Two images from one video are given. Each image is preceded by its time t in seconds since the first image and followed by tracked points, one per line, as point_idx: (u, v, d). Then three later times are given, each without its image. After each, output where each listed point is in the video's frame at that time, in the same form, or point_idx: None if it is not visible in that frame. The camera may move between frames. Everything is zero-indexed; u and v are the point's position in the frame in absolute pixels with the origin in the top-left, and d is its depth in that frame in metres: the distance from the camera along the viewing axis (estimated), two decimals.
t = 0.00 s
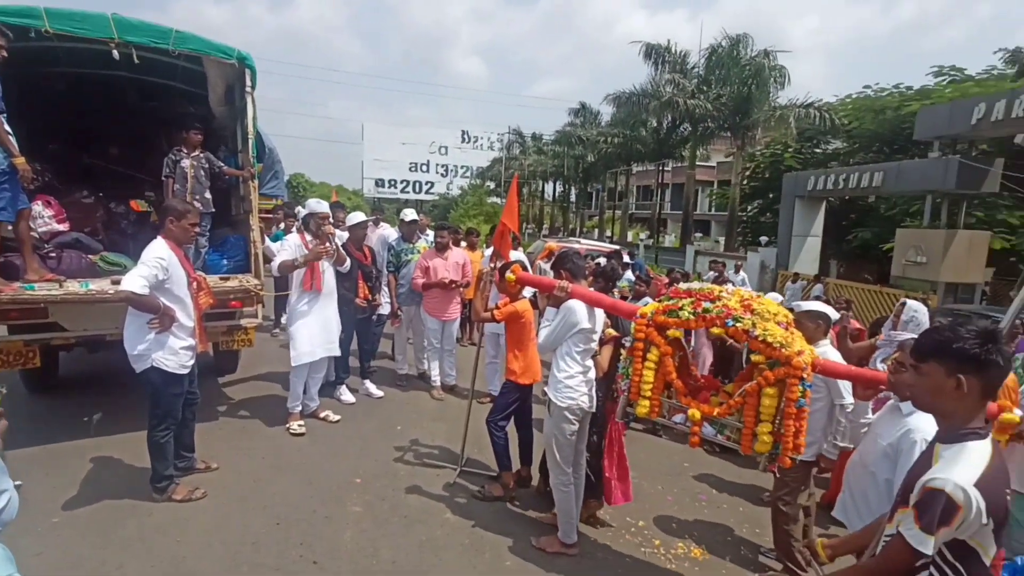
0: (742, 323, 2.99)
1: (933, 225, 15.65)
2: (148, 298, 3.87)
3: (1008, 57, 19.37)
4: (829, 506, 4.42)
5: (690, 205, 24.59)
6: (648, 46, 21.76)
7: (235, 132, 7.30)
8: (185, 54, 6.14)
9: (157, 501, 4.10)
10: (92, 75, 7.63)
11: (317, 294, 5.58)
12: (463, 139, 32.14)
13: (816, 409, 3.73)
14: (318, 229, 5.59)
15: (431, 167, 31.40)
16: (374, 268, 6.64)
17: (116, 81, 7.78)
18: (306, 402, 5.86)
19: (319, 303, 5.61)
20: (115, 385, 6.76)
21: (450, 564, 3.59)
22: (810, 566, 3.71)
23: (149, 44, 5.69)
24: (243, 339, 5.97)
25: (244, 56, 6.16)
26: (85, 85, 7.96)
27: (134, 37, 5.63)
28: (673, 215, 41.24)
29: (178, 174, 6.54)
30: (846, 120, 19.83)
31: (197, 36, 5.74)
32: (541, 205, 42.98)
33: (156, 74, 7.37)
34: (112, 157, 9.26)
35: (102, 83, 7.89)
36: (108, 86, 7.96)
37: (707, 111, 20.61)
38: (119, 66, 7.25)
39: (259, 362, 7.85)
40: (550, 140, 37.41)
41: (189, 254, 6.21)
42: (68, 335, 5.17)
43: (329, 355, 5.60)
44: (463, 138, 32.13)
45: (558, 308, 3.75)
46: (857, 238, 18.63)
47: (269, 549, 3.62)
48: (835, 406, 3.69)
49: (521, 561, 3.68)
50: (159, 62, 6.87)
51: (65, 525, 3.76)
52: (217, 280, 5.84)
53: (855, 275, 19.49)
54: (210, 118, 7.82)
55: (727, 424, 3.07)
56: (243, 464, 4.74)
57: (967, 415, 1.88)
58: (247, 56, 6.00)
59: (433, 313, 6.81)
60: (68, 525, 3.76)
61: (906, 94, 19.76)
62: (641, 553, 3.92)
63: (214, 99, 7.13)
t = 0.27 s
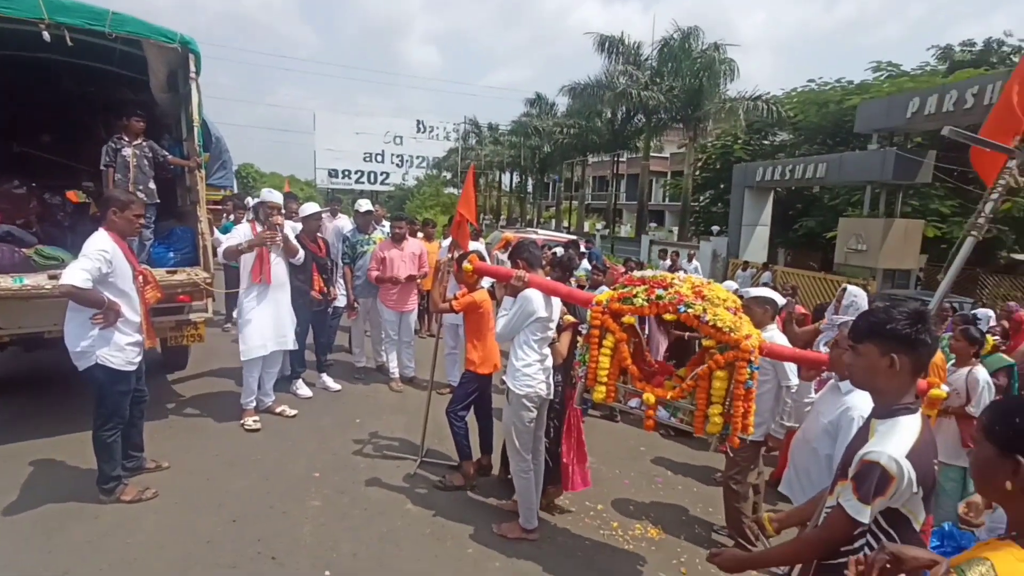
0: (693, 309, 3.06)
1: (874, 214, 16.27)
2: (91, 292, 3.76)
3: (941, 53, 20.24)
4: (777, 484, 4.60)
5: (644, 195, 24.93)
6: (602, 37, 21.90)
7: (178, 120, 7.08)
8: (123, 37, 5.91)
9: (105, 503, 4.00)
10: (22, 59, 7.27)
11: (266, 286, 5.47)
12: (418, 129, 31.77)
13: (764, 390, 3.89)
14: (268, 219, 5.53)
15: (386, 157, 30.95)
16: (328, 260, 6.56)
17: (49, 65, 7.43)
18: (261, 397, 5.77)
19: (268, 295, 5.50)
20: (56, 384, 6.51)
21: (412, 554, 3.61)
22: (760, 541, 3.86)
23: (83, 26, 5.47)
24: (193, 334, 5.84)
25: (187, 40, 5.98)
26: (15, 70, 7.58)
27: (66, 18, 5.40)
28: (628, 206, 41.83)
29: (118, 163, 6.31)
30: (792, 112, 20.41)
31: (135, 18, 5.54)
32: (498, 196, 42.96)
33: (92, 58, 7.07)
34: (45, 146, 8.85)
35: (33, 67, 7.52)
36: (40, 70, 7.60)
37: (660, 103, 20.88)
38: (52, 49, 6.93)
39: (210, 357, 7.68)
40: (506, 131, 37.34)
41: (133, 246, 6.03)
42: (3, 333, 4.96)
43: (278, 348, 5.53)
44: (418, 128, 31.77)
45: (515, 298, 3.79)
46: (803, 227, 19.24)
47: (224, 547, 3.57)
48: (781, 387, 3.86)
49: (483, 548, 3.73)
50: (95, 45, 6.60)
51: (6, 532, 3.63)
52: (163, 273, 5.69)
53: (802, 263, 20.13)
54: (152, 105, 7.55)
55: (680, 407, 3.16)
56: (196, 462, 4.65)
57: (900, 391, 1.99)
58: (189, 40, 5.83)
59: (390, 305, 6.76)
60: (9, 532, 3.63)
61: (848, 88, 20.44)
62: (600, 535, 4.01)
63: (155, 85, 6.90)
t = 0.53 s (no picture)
0: (661, 299, 3.12)
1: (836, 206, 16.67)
2: (49, 288, 3.67)
3: (899, 49, 20.79)
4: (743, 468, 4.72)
5: (614, 187, 25.11)
6: (571, 29, 21.95)
7: (137, 110, 6.91)
8: (77, 24, 5.74)
9: (67, 505, 3.91)
10: None
11: (228, 280, 5.39)
12: (387, 120, 31.45)
13: (730, 377, 4.00)
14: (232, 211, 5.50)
15: (354, 149, 30.58)
16: (297, 253, 6.49)
17: None
18: (229, 394, 5.70)
19: (231, 288, 5.41)
20: (13, 383, 6.33)
21: (386, 547, 3.62)
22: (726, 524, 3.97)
23: (34, 12, 5.30)
24: (157, 330, 5.67)
25: (145, 27, 5.84)
26: None
27: (16, 4, 5.23)
28: (598, 198, 42.12)
29: (75, 154, 6.14)
30: (757, 106, 20.75)
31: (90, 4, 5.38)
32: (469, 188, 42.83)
33: (45, 44, 6.85)
34: None
35: None
36: None
37: (629, 96, 21.01)
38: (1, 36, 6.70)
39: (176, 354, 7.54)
40: (476, 123, 37.21)
41: (93, 240, 5.89)
42: None
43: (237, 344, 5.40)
44: (387, 120, 31.44)
45: (486, 290, 3.81)
46: (768, 218, 19.61)
47: (193, 546, 3.53)
48: (746, 373, 3.98)
49: (457, 539, 3.75)
50: (48, 31, 6.40)
51: None
52: (124, 268, 5.57)
53: (767, 254, 20.52)
54: (110, 95, 7.35)
55: (649, 395, 3.22)
56: (162, 460, 4.57)
57: (857, 375, 2.08)
58: (147, 27, 5.69)
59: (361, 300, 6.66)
60: None
61: (810, 82, 20.87)
62: (572, 523, 4.07)
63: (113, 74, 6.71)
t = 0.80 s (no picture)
0: (635, 294, 3.16)
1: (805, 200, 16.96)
2: (10, 290, 3.59)
3: (863, 47, 21.23)
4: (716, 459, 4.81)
5: (589, 183, 25.23)
6: (544, 26, 21.99)
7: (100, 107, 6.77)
8: (36, 19, 5.62)
9: (33, 513, 3.83)
10: None
11: (198, 281, 5.31)
12: (361, 117, 31.20)
13: (702, 370, 4.08)
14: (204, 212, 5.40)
15: (327, 146, 30.29)
16: (269, 253, 6.42)
17: None
18: (200, 396, 5.62)
19: (200, 288, 5.33)
20: None
21: (362, 547, 3.61)
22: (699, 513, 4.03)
23: None
24: (124, 332, 5.57)
25: (107, 23, 5.74)
26: None
27: None
28: (573, 194, 42.32)
29: (37, 153, 6.00)
30: (727, 103, 21.01)
31: None
32: (444, 185, 42.71)
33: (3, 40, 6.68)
34: None
35: None
36: None
37: (602, 92, 21.12)
38: None
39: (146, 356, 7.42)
40: (450, 119, 37.08)
41: (55, 241, 5.75)
42: None
43: (207, 346, 5.33)
44: (360, 116, 31.20)
45: (461, 287, 3.81)
46: (740, 213, 19.87)
47: (165, 551, 3.49)
48: (718, 366, 4.06)
49: (434, 537, 3.76)
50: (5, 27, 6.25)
51: None
52: (89, 269, 5.47)
53: (739, 248, 20.82)
54: (72, 93, 7.19)
55: (624, 389, 3.27)
56: (132, 465, 4.50)
57: (822, 365, 2.14)
58: (109, 22, 5.59)
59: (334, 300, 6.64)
60: None
61: (778, 79, 21.20)
62: (549, 517, 4.10)
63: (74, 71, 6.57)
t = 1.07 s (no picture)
0: (605, 291, 3.18)
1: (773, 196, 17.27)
2: None
3: (827, 47, 21.67)
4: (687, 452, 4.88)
5: (562, 181, 25.34)
6: (515, 24, 22.01)
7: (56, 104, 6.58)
8: None
9: None
10: None
11: (164, 283, 5.23)
12: (331, 115, 30.88)
13: (672, 364, 4.14)
14: (168, 211, 5.33)
15: (297, 144, 29.92)
16: (237, 253, 6.33)
17: None
18: (166, 400, 5.51)
19: (167, 291, 5.25)
20: None
21: (335, 549, 3.59)
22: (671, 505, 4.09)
23: None
24: (85, 336, 5.45)
25: (61, 17, 5.68)
26: None
27: None
28: (546, 191, 42.45)
29: None
30: (696, 101, 21.28)
31: None
32: (416, 183, 42.48)
33: None
34: None
35: None
36: None
37: (574, 90, 21.24)
38: None
39: (110, 360, 7.26)
40: (422, 117, 36.92)
41: (9, 242, 5.54)
42: None
43: (175, 348, 5.25)
44: (331, 114, 30.88)
45: (432, 286, 3.80)
46: (710, 209, 20.15)
47: (131, 559, 3.43)
48: (687, 360, 4.12)
49: (408, 536, 3.75)
50: None
51: None
52: (47, 271, 5.33)
53: (710, 244, 21.10)
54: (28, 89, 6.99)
55: (596, 385, 3.29)
56: (96, 472, 4.41)
57: (786, 358, 2.19)
58: (64, 16, 5.53)
59: (305, 299, 6.59)
60: None
61: (745, 78, 21.53)
62: (523, 513, 4.12)
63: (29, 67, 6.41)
